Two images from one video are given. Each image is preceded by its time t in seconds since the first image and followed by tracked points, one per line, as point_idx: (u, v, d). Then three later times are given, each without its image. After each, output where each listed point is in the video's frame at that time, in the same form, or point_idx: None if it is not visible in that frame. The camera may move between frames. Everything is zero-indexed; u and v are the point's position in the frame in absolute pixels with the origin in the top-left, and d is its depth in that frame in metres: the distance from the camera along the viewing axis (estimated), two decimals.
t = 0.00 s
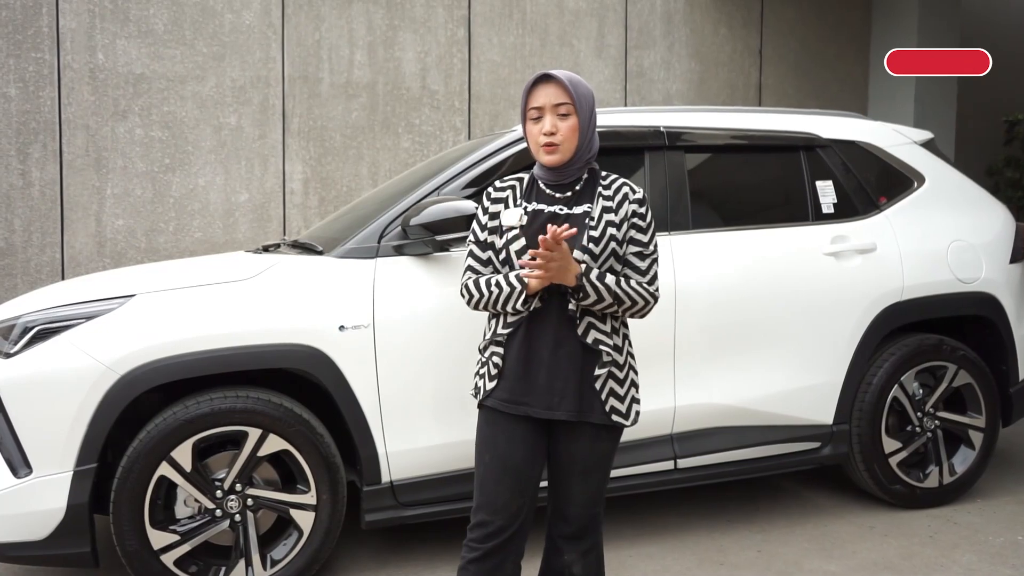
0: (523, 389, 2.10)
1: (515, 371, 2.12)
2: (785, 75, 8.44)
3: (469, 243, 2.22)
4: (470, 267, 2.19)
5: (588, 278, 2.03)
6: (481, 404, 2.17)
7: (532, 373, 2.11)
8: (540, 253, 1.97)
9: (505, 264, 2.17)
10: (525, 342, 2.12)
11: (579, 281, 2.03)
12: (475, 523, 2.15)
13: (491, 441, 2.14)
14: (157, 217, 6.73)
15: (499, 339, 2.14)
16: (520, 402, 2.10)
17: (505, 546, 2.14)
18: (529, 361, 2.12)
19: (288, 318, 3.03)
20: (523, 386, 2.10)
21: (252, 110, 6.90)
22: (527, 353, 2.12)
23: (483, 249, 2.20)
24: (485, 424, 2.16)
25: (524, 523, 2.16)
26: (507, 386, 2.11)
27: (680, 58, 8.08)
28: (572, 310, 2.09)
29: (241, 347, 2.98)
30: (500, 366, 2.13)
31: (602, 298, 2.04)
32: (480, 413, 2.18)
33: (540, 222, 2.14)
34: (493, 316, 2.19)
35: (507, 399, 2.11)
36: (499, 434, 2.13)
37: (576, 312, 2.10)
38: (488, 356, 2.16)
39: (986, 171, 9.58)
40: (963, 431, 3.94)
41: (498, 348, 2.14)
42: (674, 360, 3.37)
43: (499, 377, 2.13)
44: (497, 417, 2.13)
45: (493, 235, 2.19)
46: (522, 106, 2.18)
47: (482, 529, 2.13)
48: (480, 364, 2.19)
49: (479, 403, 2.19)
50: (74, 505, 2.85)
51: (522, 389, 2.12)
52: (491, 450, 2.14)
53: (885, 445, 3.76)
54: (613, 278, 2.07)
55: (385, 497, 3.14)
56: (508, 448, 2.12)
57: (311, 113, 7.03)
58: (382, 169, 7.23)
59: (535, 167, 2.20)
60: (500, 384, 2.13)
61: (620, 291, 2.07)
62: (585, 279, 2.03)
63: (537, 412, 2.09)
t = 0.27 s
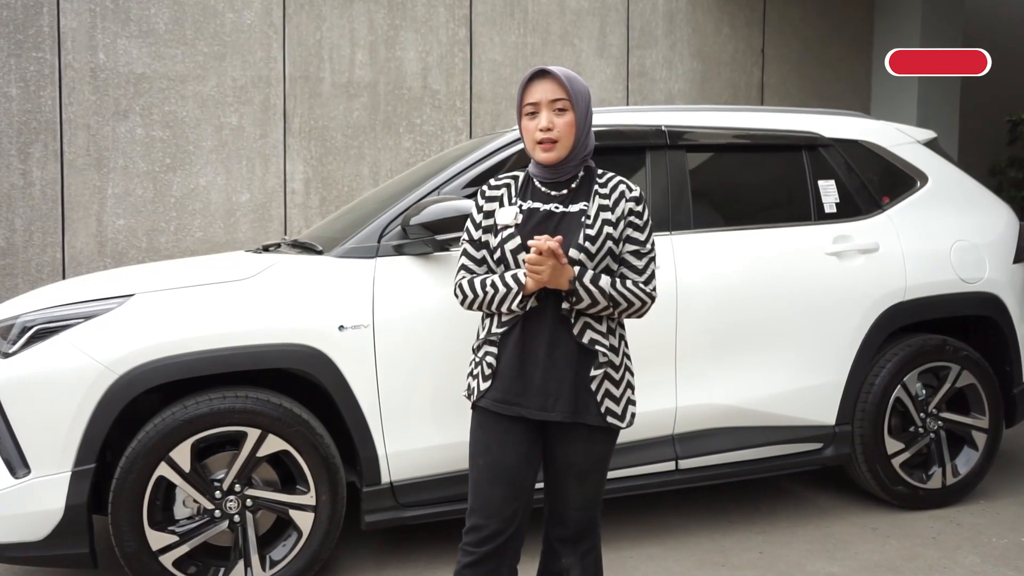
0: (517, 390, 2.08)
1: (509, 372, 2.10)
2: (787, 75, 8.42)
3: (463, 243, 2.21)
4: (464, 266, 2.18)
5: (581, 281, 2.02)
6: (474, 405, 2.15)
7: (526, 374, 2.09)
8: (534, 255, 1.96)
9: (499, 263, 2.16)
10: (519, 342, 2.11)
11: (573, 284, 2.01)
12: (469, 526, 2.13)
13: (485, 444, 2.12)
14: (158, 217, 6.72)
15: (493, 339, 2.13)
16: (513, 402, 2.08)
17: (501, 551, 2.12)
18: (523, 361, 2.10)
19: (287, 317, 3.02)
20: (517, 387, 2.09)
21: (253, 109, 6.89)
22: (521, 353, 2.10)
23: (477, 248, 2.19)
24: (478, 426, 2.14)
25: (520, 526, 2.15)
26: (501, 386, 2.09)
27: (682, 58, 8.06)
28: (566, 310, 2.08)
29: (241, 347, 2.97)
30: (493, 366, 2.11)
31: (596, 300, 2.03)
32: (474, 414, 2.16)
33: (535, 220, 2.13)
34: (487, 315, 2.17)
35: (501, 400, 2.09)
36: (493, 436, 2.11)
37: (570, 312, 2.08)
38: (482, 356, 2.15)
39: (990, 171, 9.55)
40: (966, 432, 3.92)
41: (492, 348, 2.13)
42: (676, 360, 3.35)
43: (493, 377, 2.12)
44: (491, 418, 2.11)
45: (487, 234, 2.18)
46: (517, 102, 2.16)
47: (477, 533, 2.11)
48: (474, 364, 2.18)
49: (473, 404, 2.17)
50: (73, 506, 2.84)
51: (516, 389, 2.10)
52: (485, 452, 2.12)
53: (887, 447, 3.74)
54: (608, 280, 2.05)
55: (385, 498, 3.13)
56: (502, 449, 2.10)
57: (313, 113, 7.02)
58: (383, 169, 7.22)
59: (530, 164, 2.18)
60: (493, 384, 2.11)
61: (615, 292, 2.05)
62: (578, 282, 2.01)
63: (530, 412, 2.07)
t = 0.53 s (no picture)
0: (512, 391, 2.07)
1: (503, 373, 2.09)
2: (789, 75, 8.40)
3: (456, 242, 2.19)
4: (458, 267, 2.17)
5: (577, 281, 2.01)
6: (467, 406, 2.14)
7: (521, 375, 2.08)
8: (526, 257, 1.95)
9: (493, 262, 2.14)
10: (514, 342, 2.10)
11: (569, 284, 2.01)
12: (465, 530, 2.12)
13: (479, 447, 2.11)
14: (160, 218, 6.72)
15: (487, 339, 2.12)
16: (508, 404, 2.07)
17: (497, 555, 2.11)
18: (518, 362, 2.09)
19: (287, 318, 3.01)
20: (511, 388, 2.07)
21: (254, 110, 6.89)
22: (516, 354, 2.09)
23: (470, 248, 2.18)
24: (473, 428, 2.13)
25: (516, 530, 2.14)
26: (495, 388, 2.08)
27: (684, 58, 8.04)
28: (561, 310, 2.07)
29: (241, 347, 2.96)
30: (487, 367, 2.10)
31: (592, 301, 2.02)
32: (467, 416, 2.14)
33: (530, 219, 2.12)
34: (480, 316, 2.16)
35: (495, 402, 2.08)
36: (488, 438, 2.10)
37: (566, 313, 2.07)
38: (475, 357, 2.13)
39: (992, 171, 9.53)
40: (969, 434, 3.91)
41: (486, 348, 2.12)
42: (677, 361, 3.34)
43: (487, 378, 2.10)
44: (485, 419, 2.10)
45: (481, 233, 2.16)
46: (512, 98, 2.15)
47: (473, 537, 2.10)
48: (467, 365, 2.16)
49: (466, 405, 2.16)
50: (72, 506, 2.84)
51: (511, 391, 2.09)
52: (480, 456, 2.11)
53: (890, 448, 3.73)
54: (604, 280, 2.05)
55: (386, 499, 3.12)
56: (497, 452, 2.09)
57: (314, 113, 7.01)
58: (385, 169, 7.21)
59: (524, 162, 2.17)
60: (487, 386, 2.09)
61: (612, 292, 2.05)
62: (574, 282, 2.01)
63: (525, 414, 2.06)
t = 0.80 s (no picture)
0: (506, 393, 2.07)
1: (497, 375, 2.09)
2: (791, 76, 8.39)
3: (448, 243, 2.19)
4: (450, 268, 2.17)
5: (572, 282, 2.01)
6: (461, 408, 2.14)
7: (514, 378, 2.08)
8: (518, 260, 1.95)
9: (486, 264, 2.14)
10: (507, 344, 2.09)
11: (564, 285, 2.00)
12: (460, 534, 2.12)
13: (473, 449, 2.11)
14: (162, 218, 6.73)
15: (480, 340, 2.11)
16: (502, 406, 2.07)
17: (493, 559, 2.11)
18: (511, 364, 2.09)
19: (289, 318, 3.01)
20: (505, 391, 2.08)
21: (256, 110, 6.89)
22: (509, 356, 2.09)
23: (463, 249, 2.17)
24: (465, 430, 2.13)
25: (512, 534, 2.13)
26: (489, 390, 2.08)
27: (686, 59, 8.04)
28: (555, 312, 2.07)
29: (242, 348, 2.96)
30: (481, 368, 2.10)
31: (587, 302, 2.02)
32: (459, 418, 2.14)
33: (523, 220, 2.11)
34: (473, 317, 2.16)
35: (488, 404, 2.08)
36: (482, 440, 2.10)
37: (560, 314, 2.07)
38: (469, 358, 2.13)
39: (994, 171, 9.52)
40: (971, 435, 3.90)
41: (479, 350, 2.11)
42: (679, 362, 3.34)
43: (480, 380, 2.10)
44: (479, 421, 2.10)
45: (473, 235, 2.17)
46: (506, 96, 2.15)
47: (467, 541, 2.10)
48: (460, 366, 2.16)
49: (459, 407, 2.16)
50: (74, 506, 2.84)
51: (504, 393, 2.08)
52: (474, 459, 2.11)
53: (892, 449, 3.72)
54: (599, 281, 2.04)
55: (388, 500, 3.12)
56: (491, 454, 2.09)
57: (316, 113, 7.01)
58: (387, 169, 7.22)
59: (517, 161, 2.17)
60: (481, 388, 2.09)
61: (606, 293, 2.04)
62: (569, 283, 2.00)
63: (518, 416, 2.06)
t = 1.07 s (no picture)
0: (496, 396, 2.07)
1: (487, 378, 2.08)
2: (793, 77, 8.39)
3: (438, 245, 2.19)
4: (439, 270, 2.16)
5: (563, 279, 2.00)
6: (451, 411, 2.13)
7: (505, 381, 2.08)
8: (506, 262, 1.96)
9: (475, 265, 2.13)
10: (497, 346, 2.09)
11: (555, 284, 1.99)
12: (455, 536, 2.12)
13: (465, 452, 2.11)
14: (165, 219, 6.74)
15: (470, 343, 2.11)
16: (493, 409, 2.06)
17: (489, 562, 2.10)
18: (502, 367, 2.08)
19: (292, 319, 3.02)
20: (496, 394, 2.07)
21: (259, 111, 6.90)
22: (500, 359, 2.09)
23: (452, 250, 2.17)
24: (456, 434, 2.12)
25: (506, 538, 2.12)
26: (480, 393, 2.08)
27: (688, 60, 8.04)
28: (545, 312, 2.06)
29: (246, 348, 2.98)
30: (470, 371, 2.09)
31: (579, 300, 2.01)
32: (449, 421, 2.13)
33: (512, 221, 2.10)
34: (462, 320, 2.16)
35: (479, 408, 2.07)
36: (473, 444, 2.09)
37: (551, 315, 2.07)
38: (458, 362, 2.12)
39: (996, 172, 9.51)
40: (974, 436, 3.90)
41: (469, 353, 2.10)
42: (681, 363, 3.35)
43: (471, 384, 2.09)
44: (470, 425, 2.09)
45: (462, 236, 2.16)
46: (495, 93, 2.14)
47: (462, 543, 2.10)
48: (450, 370, 2.15)
49: (449, 411, 2.15)
50: (78, 506, 2.85)
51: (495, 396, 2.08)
52: (466, 462, 2.10)
53: (894, 449, 3.73)
54: (589, 280, 2.04)
55: (391, 500, 3.13)
56: (484, 457, 2.09)
57: (319, 114, 7.03)
58: (389, 170, 7.23)
59: (506, 160, 2.16)
60: (471, 391, 2.09)
61: (597, 293, 2.04)
62: (560, 281, 2.00)
63: (510, 420, 2.05)
